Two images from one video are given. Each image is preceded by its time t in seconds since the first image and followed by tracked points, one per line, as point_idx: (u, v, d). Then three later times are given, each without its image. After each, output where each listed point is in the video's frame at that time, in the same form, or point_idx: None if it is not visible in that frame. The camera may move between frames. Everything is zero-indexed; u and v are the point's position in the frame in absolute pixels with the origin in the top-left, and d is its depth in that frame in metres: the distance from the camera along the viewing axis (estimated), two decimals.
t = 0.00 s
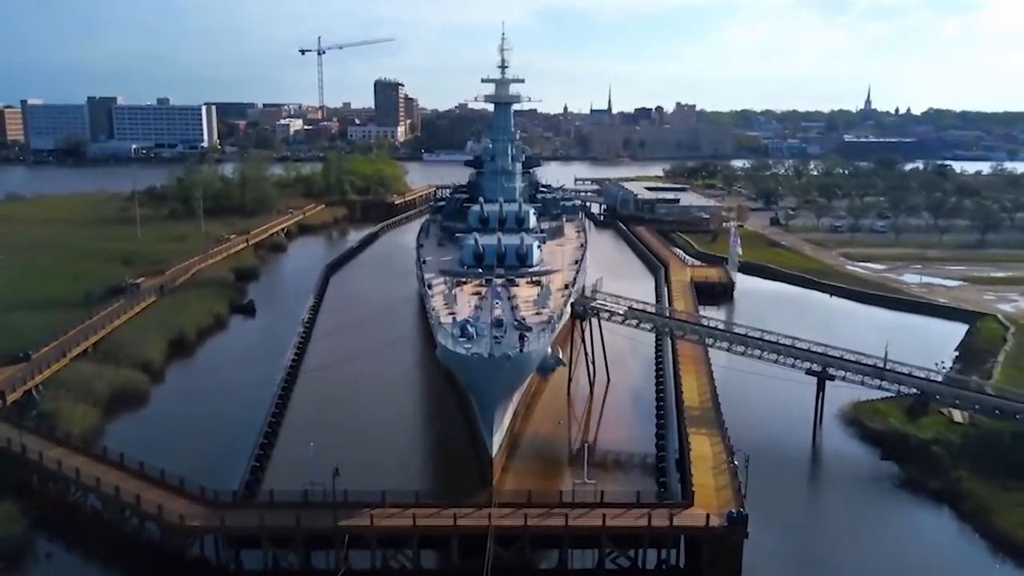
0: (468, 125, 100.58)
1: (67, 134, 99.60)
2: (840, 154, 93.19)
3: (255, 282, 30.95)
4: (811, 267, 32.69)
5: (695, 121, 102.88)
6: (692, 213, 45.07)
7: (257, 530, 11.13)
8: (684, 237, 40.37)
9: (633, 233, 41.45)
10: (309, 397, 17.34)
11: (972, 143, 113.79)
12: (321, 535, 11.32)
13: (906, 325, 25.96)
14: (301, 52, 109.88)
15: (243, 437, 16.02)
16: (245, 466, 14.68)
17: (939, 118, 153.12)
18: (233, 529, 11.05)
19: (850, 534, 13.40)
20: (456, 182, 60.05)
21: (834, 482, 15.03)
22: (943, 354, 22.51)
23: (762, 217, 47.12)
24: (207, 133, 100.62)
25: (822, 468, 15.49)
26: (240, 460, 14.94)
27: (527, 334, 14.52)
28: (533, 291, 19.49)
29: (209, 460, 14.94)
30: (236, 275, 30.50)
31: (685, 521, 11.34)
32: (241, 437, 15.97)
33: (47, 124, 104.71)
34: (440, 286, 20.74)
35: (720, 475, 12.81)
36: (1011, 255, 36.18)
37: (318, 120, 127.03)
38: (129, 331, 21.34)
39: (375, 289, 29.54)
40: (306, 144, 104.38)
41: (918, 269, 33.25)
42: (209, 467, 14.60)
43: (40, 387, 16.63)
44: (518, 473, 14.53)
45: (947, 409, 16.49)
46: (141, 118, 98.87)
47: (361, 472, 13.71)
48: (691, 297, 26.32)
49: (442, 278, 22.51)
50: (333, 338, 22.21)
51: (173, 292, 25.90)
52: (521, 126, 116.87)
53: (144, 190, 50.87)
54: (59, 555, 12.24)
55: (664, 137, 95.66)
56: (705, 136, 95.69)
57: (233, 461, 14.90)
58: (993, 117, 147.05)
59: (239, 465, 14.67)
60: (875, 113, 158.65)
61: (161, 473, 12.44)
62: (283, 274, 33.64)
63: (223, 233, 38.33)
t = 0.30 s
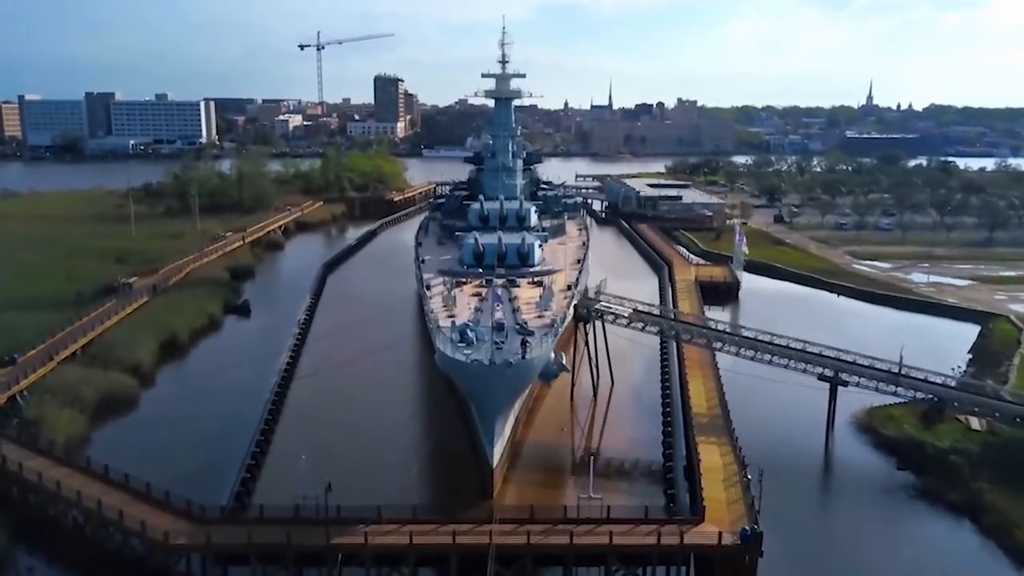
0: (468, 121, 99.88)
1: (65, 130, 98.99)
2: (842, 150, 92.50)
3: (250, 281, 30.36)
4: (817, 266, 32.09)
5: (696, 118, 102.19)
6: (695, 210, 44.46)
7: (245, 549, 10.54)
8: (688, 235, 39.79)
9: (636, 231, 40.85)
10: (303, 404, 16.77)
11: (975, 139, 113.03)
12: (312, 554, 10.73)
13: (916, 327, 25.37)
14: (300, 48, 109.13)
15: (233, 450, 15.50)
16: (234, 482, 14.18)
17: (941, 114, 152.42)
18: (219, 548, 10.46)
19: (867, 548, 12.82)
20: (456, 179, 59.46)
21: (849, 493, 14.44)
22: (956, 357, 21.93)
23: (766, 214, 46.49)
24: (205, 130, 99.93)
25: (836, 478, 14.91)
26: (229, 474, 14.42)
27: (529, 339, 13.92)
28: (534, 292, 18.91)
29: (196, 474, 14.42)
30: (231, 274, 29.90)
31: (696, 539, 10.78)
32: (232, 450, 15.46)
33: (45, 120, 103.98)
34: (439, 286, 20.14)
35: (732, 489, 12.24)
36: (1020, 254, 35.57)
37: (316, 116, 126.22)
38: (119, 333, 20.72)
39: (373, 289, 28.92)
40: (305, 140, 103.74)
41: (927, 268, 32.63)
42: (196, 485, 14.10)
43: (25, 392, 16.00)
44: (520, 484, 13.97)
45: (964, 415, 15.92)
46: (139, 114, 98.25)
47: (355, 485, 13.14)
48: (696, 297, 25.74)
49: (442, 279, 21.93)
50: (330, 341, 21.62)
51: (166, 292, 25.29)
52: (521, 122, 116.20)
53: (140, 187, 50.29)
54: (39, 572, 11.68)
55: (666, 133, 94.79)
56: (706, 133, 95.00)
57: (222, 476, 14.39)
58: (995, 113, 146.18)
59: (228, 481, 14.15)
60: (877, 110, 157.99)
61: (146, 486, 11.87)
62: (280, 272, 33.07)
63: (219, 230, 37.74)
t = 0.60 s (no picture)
0: (468, 113, 99.05)
1: (62, 122, 98.11)
2: (845, 143, 91.70)
3: (245, 277, 29.67)
4: (825, 261, 31.42)
5: (698, 110, 101.36)
6: (698, 203, 43.75)
7: (230, 569, 9.90)
8: (691, 229, 39.11)
9: (638, 225, 40.15)
10: (296, 409, 16.12)
11: (978, 131, 112.16)
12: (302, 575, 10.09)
13: (928, 325, 24.72)
14: (299, 39, 108.17)
15: (223, 451, 14.83)
16: (222, 484, 13.52)
17: (944, 106, 151.48)
18: (203, 568, 9.83)
19: (888, 563, 12.16)
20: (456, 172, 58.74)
21: (867, 504, 13.80)
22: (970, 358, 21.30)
23: (770, 208, 45.79)
24: (203, 122, 99.07)
25: (852, 487, 14.27)
26: (218, 478, 13.77)
27: (531, 343, 13.24)
28: (536, 291, 18.27)
29: (182, 478, 13.75)
30: (225, 270, 29.22)
31: (709, 559, 10.14)
32: (220, 451, 14.80)
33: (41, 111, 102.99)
34: (437, 285, 19.45)
35: (745, 503, 11.60)
36: None
37: (315, 108, 125.29)
38: (108, 332, 20.05)
39: (370, 287, 28.23)
40: (304, 132, 102.90)
41: (936, 264, 31.97)
42: (182, 488, 13.43)
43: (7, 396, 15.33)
44: (522, 495, 13.32)
45: (984, 421, 15.34)
46: (136, 105, 97.38)
47: (349, 499, 12.50)
48: (702, 295, 25.08)
49: (440, 276, 21.27)
50: (325, 342, 20.96)
51: (157, 289, 24.59)
52: (522, 114, 115.34)
53: (135, 180, 49.56)
54: None
55: (668, 126, 94.14)
56: (708, 125, 94.18)
57: (210, 479, 13.73)
58: (998, 105, 145.11)
59: (216, 484, 13.49)
60: (879, 102, 157.07)
61: (127, 500, 11.22)
62: (276, 268, 32.40)
63: (214, 225, 37.04)
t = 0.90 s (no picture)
0: (468, 106, 98.28)
1: (59, 114, 97.29)
2: (848, 135, 90.95)
3: (241, 274, 29.08)
4: (831, 257, 30.85)
5: (699, 102, 100.59)
6: (701, 197, 43.13)
7: None
8: (694, 224, 38.51)
9: (641, 219, 39.55)
10: (289, 416, 15.60)
11: (981, 123, 111.37)
12: None
13: (939, 324, 24.16)
14: (298, 31, 107.23)
15: (212, 461, 14.29)
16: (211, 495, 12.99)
17: (946, 98, 150.59)
18: None
19: None
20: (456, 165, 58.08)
21: (884, 512, 13.24)
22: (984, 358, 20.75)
23: (774, 202, 45.18)
24: (200, 114, 98.27)
25: (868, 494, 13.70)
26: (204, 490, 13.22)
27: (533, 347, 12.62)
28: (539, 290, 17.67)
29: (168, 490, 13.21)
30: (220, 266, 28.63)
31: None
32: (209, 461, 14.26)
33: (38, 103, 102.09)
34: (436, 283, 18.85)
35: (760, 516, 11.08)
36: None
37: (313, 100, 124.41)
38: (97, 331, 19.47)
39: (368, 284, 27.65)
40: (303, 124, 102.13)
41: (945, 259, 31.39)
42: (167, 502, 12.86)
43: None
44: (523, 504, 12.78)
45: (1002, 425, 14.89)
46: (133, 97, 96.57)
47: (340, 516, 11.91)
48: (707, 292, 24.52)
49: (439, 273, 20.69)
50: (321, 344, 20.34)
51: (149, 286, 23.99)
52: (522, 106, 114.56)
53: (131, 173, 48.91)
54: None
55: (668, 118, 93.31)
56: (709, 118, 93.45)
57: (197, 492, 13.17)
58: (1001, 98, 144.09)
59: (202, 497, 12.94)
60: (881, 95, 156.26)
61: (109, 514, 10.66)
62: (272, 263, 31.82)
63: (210, 219, 36.43)
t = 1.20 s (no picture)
0: (467, 96, 97.33)
1: (55, 105, 96.35)
2: (851, 126, 90.04)
3: (236, 269, 28.43)
4: (839, 251, 30.18)
5: (701, 93, 99.65)
6: (705, 189, 42.39)
7: None
8: (698, 217, 37.81)
9: (644, 212, 38.83)
10: (280, 423, 15.05)
11: (985, 114, 110.35)
12: None
13: (952, 322, 23.50)
14: (296, 21, 106.22)
15: (197, 469, 13.67)
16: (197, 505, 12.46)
17: (948, 89, 149.57)
18: None
19: None
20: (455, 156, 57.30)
21: (903, 523, 12.60)
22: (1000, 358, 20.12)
23: (779, 194, 44.46)
24: (198, 105, 97.41)
25: (886, 504, 13.08)
26: (190, 499, 12.67)
27: (535, 352, 11.93)
28: (541, 289, 17.00)
29: (151, 501, 12.61)
30: (213, 261, 27.98)
31: None
32: (196, 467, 13.73)
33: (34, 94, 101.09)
34: (434, 281, 18.18)
35: (778, 534, 10.48)
36: None
37: (313, 90, 123.50)
38: (84, 329, 18.85)
39: (366, 280, 26.97)
40: (302, 115, 101.19)
41: (955, 254, 30.72)
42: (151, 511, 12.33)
43: None
44: (525, 516, 12.17)
45: None
46: (130, 88, 95.65)
47: (330, 535, 11.30)
48: (713, 290, 23.88)
49: (438, 269, 20.04)
50: (316, 346, 19.70)
51: (140, 283, 23.32)
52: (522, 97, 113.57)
53: (125, 165, 48.15)
54: None
55: (670, 110, 92.49)
56: (710, 109, 92.56)
57: (183, 501, 12.63)
58: (1004, 88, 143.01)
59: (188, 507, 12.41)
60: (883, 85, 155.20)
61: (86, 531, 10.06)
62: (268, 258, 31.17)
63: (204, 212, 35.74)
